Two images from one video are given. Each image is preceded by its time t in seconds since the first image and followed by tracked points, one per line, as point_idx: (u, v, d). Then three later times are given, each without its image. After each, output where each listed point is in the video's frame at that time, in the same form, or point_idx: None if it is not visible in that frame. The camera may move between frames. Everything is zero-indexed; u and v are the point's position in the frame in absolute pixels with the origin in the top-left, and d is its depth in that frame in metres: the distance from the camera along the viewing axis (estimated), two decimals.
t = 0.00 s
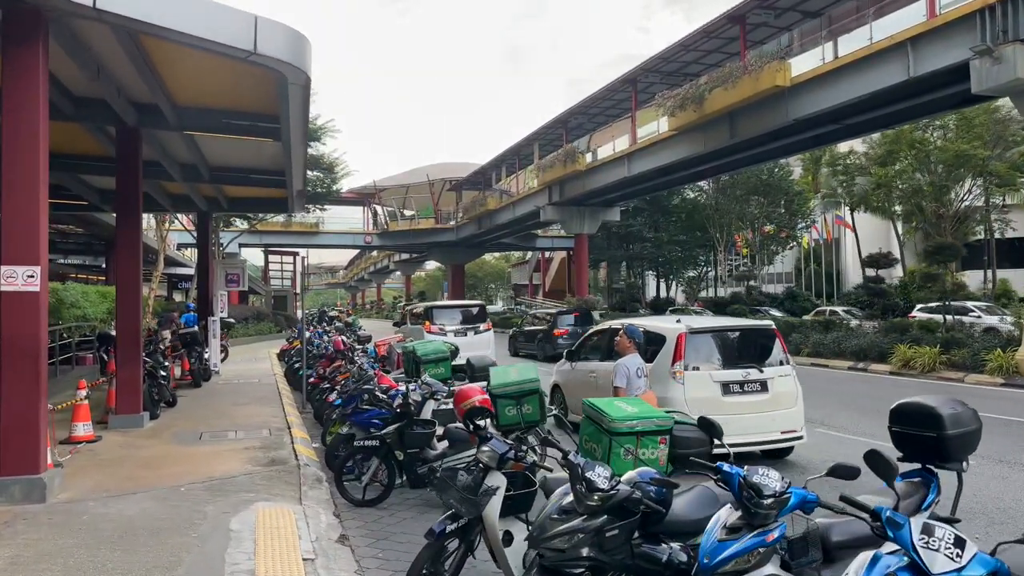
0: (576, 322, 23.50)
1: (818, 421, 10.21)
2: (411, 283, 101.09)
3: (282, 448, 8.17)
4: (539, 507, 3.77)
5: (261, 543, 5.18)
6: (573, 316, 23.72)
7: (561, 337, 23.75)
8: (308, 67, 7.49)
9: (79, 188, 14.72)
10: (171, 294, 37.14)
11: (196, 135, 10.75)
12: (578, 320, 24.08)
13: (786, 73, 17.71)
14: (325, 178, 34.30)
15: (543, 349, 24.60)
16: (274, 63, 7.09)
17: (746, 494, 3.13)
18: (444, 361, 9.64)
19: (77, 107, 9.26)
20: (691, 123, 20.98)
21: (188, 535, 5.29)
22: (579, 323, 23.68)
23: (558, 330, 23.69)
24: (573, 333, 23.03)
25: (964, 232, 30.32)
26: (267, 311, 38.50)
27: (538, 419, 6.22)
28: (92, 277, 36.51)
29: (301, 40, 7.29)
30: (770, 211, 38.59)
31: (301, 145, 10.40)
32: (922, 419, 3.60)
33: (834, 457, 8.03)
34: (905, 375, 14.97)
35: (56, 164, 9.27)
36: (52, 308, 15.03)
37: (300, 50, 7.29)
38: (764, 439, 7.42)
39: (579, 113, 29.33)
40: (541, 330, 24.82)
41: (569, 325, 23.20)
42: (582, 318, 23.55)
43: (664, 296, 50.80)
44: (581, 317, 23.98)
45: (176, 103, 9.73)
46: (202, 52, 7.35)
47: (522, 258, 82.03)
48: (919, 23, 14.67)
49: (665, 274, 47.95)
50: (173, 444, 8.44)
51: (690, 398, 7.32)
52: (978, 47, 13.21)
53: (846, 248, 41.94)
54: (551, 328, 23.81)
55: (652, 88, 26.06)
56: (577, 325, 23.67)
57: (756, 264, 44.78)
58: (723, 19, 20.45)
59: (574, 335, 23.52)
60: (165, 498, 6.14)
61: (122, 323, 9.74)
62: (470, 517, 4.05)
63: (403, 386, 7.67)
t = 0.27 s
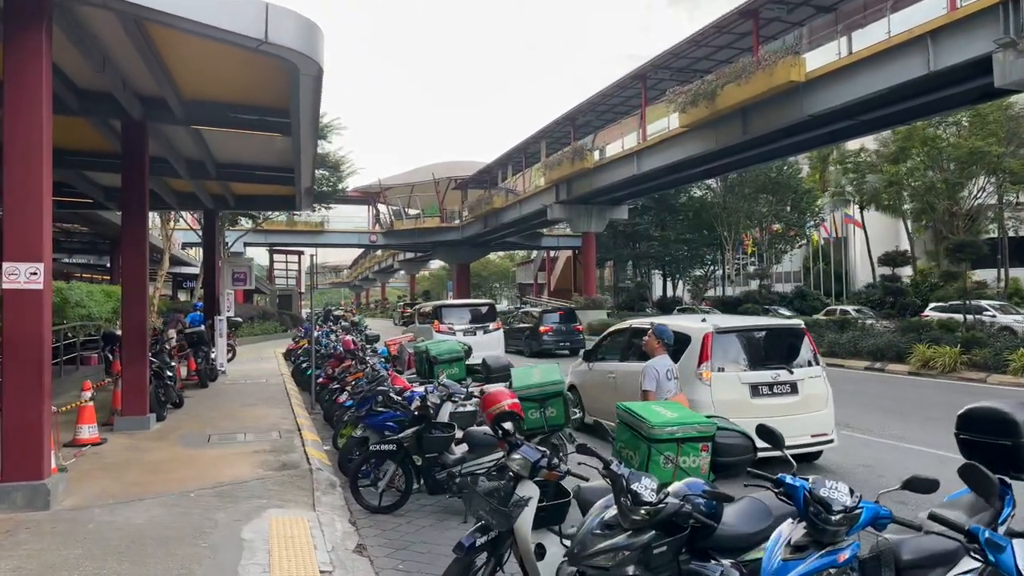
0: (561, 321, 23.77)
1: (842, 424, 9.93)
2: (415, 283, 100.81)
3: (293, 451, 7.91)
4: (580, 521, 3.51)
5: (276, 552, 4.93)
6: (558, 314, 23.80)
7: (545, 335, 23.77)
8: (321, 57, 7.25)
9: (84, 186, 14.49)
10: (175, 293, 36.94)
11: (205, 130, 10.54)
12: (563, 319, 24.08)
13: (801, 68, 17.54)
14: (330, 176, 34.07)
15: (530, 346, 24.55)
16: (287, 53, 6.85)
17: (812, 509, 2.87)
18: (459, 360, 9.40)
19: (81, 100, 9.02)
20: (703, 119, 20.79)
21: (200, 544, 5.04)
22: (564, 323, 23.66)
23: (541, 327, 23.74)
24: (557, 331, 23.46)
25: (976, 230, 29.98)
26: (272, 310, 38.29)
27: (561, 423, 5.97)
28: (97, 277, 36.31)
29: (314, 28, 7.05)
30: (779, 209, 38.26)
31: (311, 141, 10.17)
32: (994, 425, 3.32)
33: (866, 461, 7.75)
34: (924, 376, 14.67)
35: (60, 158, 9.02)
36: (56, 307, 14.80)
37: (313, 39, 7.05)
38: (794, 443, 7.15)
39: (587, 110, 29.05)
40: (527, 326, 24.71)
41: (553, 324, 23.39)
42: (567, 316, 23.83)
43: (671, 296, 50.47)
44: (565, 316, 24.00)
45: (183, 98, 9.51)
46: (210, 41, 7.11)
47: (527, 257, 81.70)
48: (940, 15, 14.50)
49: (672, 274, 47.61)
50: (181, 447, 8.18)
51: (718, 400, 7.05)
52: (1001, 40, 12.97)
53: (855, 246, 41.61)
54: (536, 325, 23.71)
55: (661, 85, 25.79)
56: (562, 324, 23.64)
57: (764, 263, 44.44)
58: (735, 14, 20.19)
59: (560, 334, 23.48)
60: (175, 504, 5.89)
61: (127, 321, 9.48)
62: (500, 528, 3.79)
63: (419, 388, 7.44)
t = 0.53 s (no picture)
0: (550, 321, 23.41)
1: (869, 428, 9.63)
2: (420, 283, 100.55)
3: (306, 457, 7.64)
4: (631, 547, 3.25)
5: (293, 567, 4.67)
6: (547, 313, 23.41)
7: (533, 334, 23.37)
8: (336, 48, 7.00)
9: (90, 184, 14.27)
10: (181, 293, 36.75)
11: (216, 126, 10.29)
12: (551, 318, 23.78)
13: (818, 63, 17.26)
14: (337, 176, 33.85)
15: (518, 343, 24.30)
16: (301, 43, 6.60)
17: (895, 533, 2.64)
18: (476, 362, 9.10)
19: (87, 95, 8.78)
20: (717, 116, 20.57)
21: (213, 558, 4.78)
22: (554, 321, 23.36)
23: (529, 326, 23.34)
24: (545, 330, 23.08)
25: (991, 229, 29.62)
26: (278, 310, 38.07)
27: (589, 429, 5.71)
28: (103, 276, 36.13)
29: (329, 17, 6.79)
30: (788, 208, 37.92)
31: (323, 136, 9.92)
32: None
33: (900, 468, 7.45)
34: (946, 378, 14.35)
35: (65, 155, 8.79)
36: (62, 308, 14.56)
37: (327, 28, 6.78)
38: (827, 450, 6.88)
39: (596, 108, 28.77)
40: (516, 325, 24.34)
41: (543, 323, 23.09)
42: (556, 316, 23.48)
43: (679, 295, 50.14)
44: (554, 315, 23.65)
45: (192, 92, 9.26)
46: (221, 31, 6.86)
47: (533, 257, 81.39)
48: (962, 9, 14.25)
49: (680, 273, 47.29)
50: (190, 452, 7.93)
51: (747, 404, 6.78)
52: None
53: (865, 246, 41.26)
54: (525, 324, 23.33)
55: (672, 82, 25.51)
56: (551, 323, 23.28)
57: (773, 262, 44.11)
58: (749, 9, 19.90)
59: (549, 333, 23.06)
60: (185, 514, 5.64)
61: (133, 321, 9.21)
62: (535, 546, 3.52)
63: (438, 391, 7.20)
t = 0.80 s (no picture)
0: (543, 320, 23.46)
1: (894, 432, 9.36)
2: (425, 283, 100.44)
3: (317, 462, 7.42)
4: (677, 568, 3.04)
5: None
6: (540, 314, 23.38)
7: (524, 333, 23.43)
8: (349, 40, 6.79)
9: (95, 183, 14.08)
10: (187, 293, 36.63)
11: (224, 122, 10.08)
12: (543, 317, 23.76)
13: (832, 60, 17.00)
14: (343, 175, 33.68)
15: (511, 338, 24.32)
16: (312, 36, 6.39)
17: (980, 556, 2.39)
18: (489, 364, 8.85)
19: (93, 91, 8.59)
20: (729, 114, 20.35)
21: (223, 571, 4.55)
22: (546, 320, 23.27)
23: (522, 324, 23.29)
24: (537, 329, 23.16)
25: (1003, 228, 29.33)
26: (284, 310, 37.92)
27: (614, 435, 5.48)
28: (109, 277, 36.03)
29: (341, 8, 6.57)
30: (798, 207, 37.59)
31: (334, 132, 9.69)
32: None
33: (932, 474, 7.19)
34: (967, 379, 14.06)
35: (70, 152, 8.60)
36: (68, 308, 14.39)
37: (339, 19, 6.55)
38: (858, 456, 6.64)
39: (604, 106, 28.52)
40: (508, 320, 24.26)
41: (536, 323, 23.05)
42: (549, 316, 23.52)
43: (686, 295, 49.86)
44: (546, 315, 23.63)
45: (200, 88, 9.05)
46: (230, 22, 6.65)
47: (538, 257, 81.17)
48: (982, 3, 14.00)
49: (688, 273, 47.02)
50: (198, 456, 7.71)
51: (776, 408, 6.53)
52: None
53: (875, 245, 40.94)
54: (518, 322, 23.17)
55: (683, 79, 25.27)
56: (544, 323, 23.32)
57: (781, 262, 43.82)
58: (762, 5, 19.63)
59: (541, 333, 23.18)
60: (194, 523, 5.42)
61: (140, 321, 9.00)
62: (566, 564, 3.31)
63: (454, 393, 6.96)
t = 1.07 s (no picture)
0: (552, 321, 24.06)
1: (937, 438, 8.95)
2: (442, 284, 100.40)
3: (341, 469, 7.18)
4: None
5: None
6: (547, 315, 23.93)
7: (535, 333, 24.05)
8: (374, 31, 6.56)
9: (115, 184, 13.97)
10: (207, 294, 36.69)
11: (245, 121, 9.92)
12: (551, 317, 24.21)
13: (863, 53, 16.55)
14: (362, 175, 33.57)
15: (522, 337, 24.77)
16: (335, 28, 6.16)
17: None
18: (516, 367, 8.55)
19: (112, 90, 8.45)
20: (754, 110, 20.00)
21: None
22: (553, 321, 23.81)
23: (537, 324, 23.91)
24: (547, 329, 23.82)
25: None
26: (303, 311, 37.90)
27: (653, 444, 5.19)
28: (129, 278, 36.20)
29: None
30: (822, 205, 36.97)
31: (356, 129, 9.49)
32: None
33: (984, 484, 6.82)
34: (1006, 381, 13.59)
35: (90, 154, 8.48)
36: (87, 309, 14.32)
37: (362, 10, 6.32)
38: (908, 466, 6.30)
39: (625, 105, 28.18)
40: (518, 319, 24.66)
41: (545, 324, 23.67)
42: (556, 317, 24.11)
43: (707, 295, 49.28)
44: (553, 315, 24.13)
45: (219, 85, 8.88)
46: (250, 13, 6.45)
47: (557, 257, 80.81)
48: None
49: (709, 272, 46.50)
50: (218, 462, 7.52)
51: (820, 415, 6.23)
52: None
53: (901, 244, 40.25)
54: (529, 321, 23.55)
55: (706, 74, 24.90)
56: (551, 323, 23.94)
57: (804, 261, 43.21)
58: None
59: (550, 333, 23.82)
60: (214, 535, 5.20)
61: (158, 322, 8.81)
62: None
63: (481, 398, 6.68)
